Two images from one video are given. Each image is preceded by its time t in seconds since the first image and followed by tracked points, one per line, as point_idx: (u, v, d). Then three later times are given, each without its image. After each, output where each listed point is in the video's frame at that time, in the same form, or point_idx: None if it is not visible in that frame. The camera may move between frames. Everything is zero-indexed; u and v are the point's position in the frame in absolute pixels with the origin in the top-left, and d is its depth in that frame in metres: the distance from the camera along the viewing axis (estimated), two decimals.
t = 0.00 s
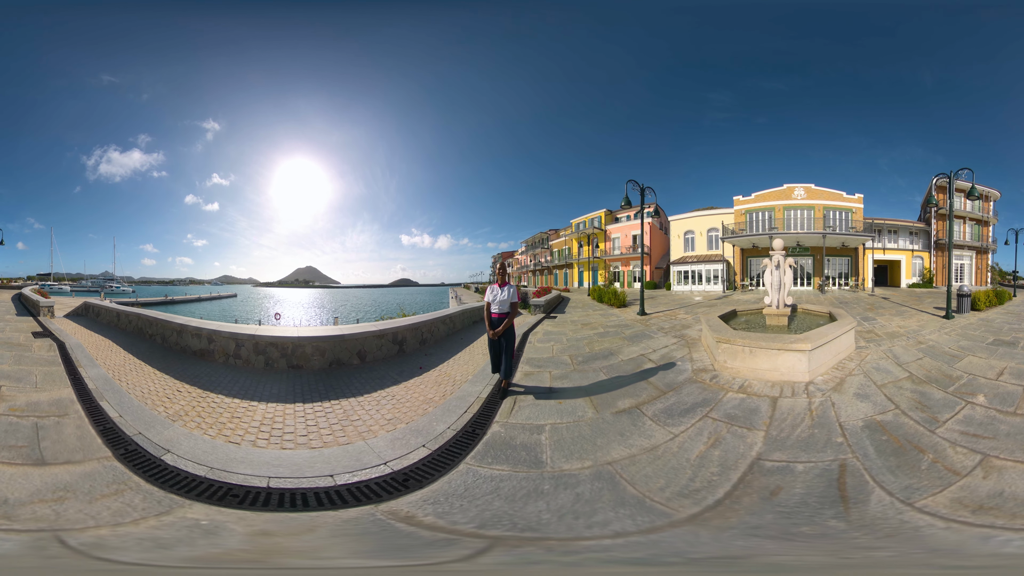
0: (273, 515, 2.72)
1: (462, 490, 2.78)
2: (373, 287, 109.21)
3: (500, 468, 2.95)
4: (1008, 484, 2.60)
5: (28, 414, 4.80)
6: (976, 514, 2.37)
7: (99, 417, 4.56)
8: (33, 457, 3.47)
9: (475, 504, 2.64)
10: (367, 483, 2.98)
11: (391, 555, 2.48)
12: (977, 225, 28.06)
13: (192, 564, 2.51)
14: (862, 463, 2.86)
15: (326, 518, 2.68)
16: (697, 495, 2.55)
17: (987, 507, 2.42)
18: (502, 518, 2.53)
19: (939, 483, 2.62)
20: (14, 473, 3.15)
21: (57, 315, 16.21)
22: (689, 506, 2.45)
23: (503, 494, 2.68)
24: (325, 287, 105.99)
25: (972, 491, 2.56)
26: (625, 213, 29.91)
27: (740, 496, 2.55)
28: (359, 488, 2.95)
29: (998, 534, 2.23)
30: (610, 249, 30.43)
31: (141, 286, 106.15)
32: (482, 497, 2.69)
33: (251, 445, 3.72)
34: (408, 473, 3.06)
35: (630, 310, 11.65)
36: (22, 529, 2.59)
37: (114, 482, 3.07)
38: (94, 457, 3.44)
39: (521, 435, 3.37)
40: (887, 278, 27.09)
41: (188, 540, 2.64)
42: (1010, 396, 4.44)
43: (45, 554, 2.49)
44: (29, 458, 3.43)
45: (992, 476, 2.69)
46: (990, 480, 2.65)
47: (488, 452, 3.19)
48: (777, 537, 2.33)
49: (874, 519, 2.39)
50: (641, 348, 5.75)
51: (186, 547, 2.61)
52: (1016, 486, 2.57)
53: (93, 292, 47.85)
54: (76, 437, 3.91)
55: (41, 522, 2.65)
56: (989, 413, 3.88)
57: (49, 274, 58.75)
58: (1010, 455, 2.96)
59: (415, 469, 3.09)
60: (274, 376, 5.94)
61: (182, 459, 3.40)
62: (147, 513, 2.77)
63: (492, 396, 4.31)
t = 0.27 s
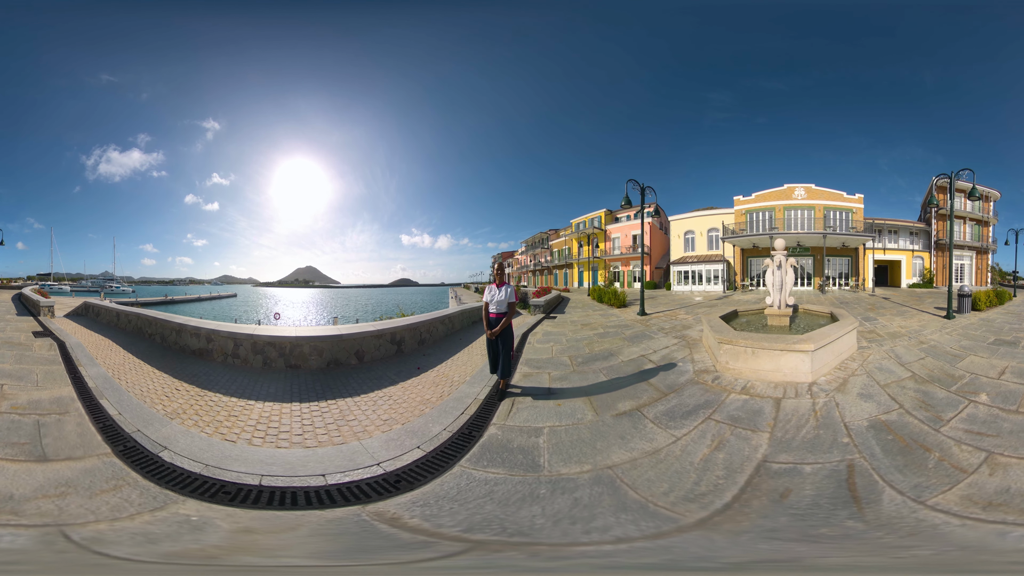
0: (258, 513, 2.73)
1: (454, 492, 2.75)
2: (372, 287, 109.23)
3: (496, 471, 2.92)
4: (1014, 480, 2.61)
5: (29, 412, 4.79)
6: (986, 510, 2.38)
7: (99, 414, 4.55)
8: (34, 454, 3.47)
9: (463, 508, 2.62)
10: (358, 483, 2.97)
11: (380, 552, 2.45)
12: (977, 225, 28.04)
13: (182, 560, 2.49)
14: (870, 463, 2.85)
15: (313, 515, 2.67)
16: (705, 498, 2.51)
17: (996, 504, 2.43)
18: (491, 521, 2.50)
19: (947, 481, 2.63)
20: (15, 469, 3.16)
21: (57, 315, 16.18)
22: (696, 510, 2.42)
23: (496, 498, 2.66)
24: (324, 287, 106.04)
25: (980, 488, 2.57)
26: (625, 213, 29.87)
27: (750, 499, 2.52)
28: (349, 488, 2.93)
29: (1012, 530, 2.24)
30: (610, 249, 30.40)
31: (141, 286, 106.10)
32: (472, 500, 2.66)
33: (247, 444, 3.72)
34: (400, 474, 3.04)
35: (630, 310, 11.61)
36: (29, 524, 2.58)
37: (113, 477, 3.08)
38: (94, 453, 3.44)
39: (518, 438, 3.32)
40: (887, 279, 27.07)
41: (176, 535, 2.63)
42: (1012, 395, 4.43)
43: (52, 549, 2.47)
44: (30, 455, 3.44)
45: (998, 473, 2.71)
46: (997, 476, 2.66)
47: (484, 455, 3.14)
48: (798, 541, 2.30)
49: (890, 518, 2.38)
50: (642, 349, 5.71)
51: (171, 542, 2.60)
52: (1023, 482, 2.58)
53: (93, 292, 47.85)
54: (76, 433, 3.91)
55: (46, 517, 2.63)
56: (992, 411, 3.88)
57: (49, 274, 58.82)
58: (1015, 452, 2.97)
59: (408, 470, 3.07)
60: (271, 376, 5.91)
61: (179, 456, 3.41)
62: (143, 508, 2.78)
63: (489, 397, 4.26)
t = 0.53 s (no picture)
0: (243, 511, 2.76)
1: (444, 495, 2.72)
2: (372, 287, 109.15)
3: (492, 474, 2.87)
4: (1020, 477, 2.64)
5: (30, 409, 4.80)
6: (995, 506, 2.40)
7: (99, 412, 4.55)
8: (36, 451, 3.50)
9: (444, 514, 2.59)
10: (349, 483, 2.97)
11: (366, 550, 2.44)
12: (977, 225, 28.02)
13: (172, 554, 2.47)
14: (878, 463, 2.84)
15: (294, 515, 2.67)
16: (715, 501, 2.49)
17: (1003, 500, 2.45)
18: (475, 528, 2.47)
19: (954, 479, 2.65)
20: (17, 464, 3.19)
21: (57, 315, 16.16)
22: (706, 514, 2.39)
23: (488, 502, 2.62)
24: (324, 287, 106.01)
25: (987, 484, 2.59)
26: (625, 213, 29.83)
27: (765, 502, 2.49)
28: (340, 488, 2.93)
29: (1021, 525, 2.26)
30: (610, 249, 30.36)
31: (141, 286, 106.00)
32: (458, 506, 2.63)
33: (242, 442, 3.73)
34: (392, 476, 3.02)
35: (631, 310, 11.56)
36: (32, 518, 2.59)
37: (111, 474, 3.11)
38: (93, 450, 3.48)
39: (516, 441, 3.27)
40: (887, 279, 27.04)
41: (166, 531, 2.63)
42: (1014, 393, 4.42)
43: (56, 543, 2.45)
44: (32, 452, 3.46)
45: (1003, 469, 2.74)
46: (1002, 473, 2.69)
47: (480, 458, 3.09)
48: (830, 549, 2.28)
49: (907, 517, 2.38)
50: (643, 350, 5.67)
51: (158, 537, 2.59)
52: None
53: (93, 292, 47.86)
54: (76, 431, 3.93)
55: (48, 511, 2.65)
56: (994, 409, 3.88)
57: (49, 274, 58.86)
58: (1020, 449, 3.00)
59: (400, 472, 3.05)
60: (269, 375, 5.89)
61: (175, 454, 3.43)
62: (138, 504, 2.80)
63: (487, 399, 4.21)
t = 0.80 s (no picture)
0: (232, 507, 2.76)
1: (435, 499, 2.69)
2: (372, 287, 109.09)
3: (487, 478, 2.83)
4: None
5: (31, 407, 4.81)
6: (1003, 502, 2.43)
7: (99, 410, 4.57)
8: (37, 447, 3.52)
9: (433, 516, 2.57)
10: (340, 484, 2.94)
11: (355, 554, 2.43)
12: (978, 225, 27.99)
13: (165, 548, 2.51)
14: (885, 462, 2.83)
15: (282, 513, 2.67)
16: (721, 505, 2.46)
17: (1011, 496, 2.48)
18: (467, 531, 2.45)
19: (961, 476, 2.67)
20: (19, 461, 3.23)
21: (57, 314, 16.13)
22: (714, 518, 2.36)
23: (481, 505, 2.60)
24: (324, 287, 105.95)
25: (993, 481, 2.62)
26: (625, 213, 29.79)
27: (771, 503, 2.46)
28: (330, 487, 2.91)
29: None
30: (610, 249, 30.31)
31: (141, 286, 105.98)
32: (448, 509, 2.60)
33: (238, 440, 3.73)
34: (384, 477, 2.99)
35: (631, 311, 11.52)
36: (35, 512, 2.62)
37: (110, 469, 3.12)
38: (93, 447, 3.50)
39: (514, 444, 3.21)
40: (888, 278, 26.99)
41: (156, 526, 2.65)
42: (1016, 392, 4.40)
43: (59, 538, 2.50)
44: (33, 449, 3.49)
45: (1008, 466, 2.77)
46: (1007, 470, 2.72)
47: (476, 462, 3.03)
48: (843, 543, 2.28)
49: (921, 515, 2.37)
50: (643, 351, 5.63)
51: (150, 532, 2.62)
52: None
53: (93, 292, 47.84)
54: (76, 428, 3.96)
55: (48, 506, 2.69)
56: (997, 407, 3.87)
57: (49, 274, 58.84)
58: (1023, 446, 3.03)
59: (392, 474, 3.02)
60: (266, 375, 5.85)
61: (172, 450, 3.43)
62: (134, 499, 2.81)
63: (485, 400, 4.16)
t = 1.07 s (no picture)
0: (223, 504, 2.76)
1: (426, 502, 2.67)
2: (372, 288, 109.04)
3: (482, 481, 2.80)
4: None
5: (32, 405, 4.81)
6: (1011, 498, 2.45)
7: (99, 407, 4.57)
8: (38, 443, 3.53)
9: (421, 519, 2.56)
10: (333, 483, 2.92)
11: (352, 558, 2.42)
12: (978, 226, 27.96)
13: (157, 542, 2.50)
14: (893, 462, 2.83)
15: (269, 511, 2.67)
16: (732, 509, 2.43)
17: (1018, 492, 2.51)
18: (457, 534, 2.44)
19: (967, 473, 2.69)
20: (20, 457, 3.24)
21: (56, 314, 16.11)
22: (729, 522, 2.33)
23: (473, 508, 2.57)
24: (324, 287, 105.92)
25: (999, 478, 2.64)
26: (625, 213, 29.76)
27: (786, 505, 2.44)
28: (322, 487, 2.89)
29: None
30: (610, 249, 30.28)
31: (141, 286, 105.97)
32: (437, 512, 2.58)
33: (234, 438, 3.72)
34: (377, 478, 2.96)
35: (631, 311, 11.49)
36: (39, 508, 2.65)
37: (109, 465, 3.14)
38: (93, 443, 3.51)
39: (511, 447, 3.16)
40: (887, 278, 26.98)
41: (149, 521, 2.63)
42: (1018, 391, 4.39)
43: (63, 532, 2.51)
44: (35, 444, 3.50)
45: (1012, 463, 2.79)
46: (1012, 467, 2.75)
47: (474, 466, 2.98)
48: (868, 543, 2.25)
49: (934, 512, 2.38)
50: (644, 352, 5.59)
51: (142, 528, 2.60)
52: None
53: (93, 292, 47.81)
54: (76, 424, 3.96)
55: (51, 502, 2.71)
56: (1000, 406, 3.87)
57: (49, 274, 58.79)
58: None
59: (384, 475, 2.99)
60: (263, 375, 5.82)
61: (169, 447, 3.43)
62: (131, 495, 2.82)
63: (482, 402, 4.12)
